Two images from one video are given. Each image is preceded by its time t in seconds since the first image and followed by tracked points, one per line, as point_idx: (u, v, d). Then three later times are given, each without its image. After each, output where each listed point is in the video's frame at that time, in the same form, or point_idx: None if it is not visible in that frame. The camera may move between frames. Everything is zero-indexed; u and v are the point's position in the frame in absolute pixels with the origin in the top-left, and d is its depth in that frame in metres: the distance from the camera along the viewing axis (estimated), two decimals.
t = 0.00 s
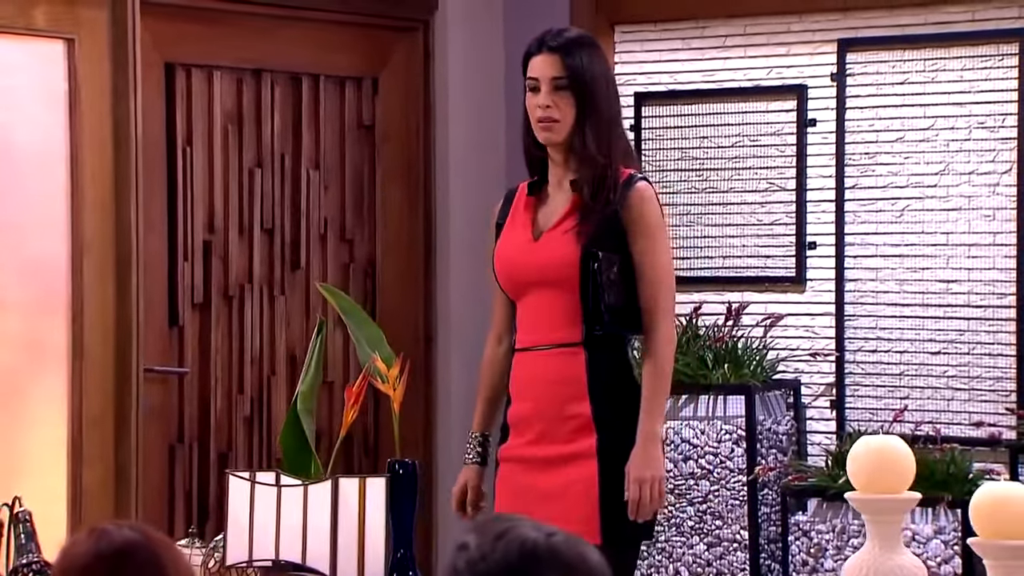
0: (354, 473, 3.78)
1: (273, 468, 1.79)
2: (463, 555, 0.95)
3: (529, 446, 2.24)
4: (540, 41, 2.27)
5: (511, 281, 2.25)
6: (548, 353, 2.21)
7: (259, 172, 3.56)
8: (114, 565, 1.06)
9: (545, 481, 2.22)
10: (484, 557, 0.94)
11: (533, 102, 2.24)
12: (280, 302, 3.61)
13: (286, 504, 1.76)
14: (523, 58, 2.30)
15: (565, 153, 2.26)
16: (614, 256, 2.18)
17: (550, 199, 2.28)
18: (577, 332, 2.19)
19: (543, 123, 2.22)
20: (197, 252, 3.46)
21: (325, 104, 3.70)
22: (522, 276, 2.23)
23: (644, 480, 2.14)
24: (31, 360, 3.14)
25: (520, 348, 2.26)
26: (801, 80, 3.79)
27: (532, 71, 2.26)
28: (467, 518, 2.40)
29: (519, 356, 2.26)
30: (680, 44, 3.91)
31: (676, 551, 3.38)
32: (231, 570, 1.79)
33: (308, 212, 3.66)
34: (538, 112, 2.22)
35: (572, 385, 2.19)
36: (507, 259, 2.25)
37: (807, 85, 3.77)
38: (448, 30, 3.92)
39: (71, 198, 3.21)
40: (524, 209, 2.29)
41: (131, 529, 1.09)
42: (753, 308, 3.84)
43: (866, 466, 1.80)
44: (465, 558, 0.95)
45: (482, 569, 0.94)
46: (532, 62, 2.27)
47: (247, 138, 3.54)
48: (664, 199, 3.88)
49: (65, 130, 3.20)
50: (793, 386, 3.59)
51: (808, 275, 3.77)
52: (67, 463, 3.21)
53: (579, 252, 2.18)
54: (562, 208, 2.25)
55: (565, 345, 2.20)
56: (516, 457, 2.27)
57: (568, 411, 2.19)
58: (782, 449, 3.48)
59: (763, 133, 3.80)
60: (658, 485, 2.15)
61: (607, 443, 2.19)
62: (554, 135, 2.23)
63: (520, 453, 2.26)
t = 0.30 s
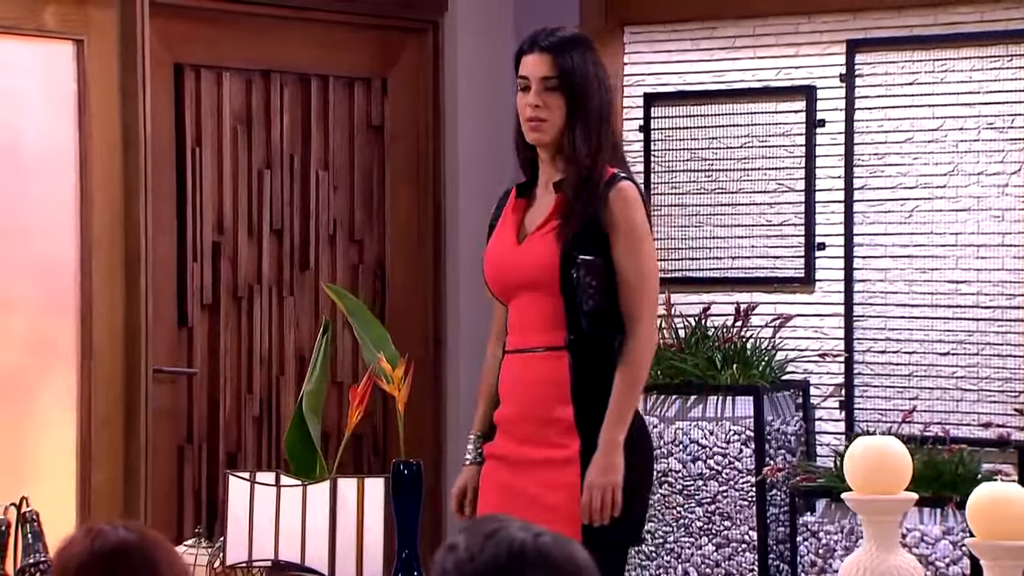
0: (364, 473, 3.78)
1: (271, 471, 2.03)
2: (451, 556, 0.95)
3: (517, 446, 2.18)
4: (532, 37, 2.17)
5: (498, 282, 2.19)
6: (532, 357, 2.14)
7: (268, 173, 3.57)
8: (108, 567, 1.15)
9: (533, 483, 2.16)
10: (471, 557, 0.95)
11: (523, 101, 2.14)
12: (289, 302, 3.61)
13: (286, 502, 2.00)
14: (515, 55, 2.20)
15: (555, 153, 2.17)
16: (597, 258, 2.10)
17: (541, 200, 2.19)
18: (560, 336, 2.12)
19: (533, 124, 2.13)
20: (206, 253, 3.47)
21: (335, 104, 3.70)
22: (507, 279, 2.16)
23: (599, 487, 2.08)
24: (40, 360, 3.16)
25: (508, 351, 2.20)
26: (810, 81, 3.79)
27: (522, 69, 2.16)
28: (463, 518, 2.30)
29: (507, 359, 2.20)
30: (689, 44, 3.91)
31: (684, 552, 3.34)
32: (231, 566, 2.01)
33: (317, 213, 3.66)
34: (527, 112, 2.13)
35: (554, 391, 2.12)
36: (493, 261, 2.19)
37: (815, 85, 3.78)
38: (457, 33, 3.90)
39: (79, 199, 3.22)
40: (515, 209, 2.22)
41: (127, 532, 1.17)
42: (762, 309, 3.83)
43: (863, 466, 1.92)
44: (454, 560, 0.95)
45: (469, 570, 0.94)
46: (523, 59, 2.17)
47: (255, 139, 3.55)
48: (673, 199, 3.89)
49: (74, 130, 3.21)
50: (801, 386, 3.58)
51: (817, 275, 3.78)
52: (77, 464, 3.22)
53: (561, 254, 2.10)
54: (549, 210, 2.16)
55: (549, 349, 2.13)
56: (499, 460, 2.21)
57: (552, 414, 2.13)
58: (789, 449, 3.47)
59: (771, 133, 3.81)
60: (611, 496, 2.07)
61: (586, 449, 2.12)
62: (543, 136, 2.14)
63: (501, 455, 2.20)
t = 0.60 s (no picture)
0: (387, 473, 3.79)
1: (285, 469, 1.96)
2: (454, 555, 1.03)
3: (497, 481, 2.18)
4: (512, 73, 2.20)
5: (480, 313, 2.18)
6: (514, 388, 2.15)
7: (291, 173, 3.58)
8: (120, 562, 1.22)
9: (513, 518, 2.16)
10: (474, 556, 1.02)
11: (507, 134, 2.17)
12: (311, 302, 3.62)
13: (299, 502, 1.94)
14: (496, 88, 2.23)
15: (539, 187, 2.19)
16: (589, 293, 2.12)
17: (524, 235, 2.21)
18: (546, 368, 2.12)
19: (519, 156, 2.15)
20: (229, 252, 3.48)
21: (357, 105, 3.70)
22: (492, 309, 2.16)
23: (604, 519, 2.11)
24: (64, 359, 3.18)
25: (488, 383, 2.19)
26: (833, 80, 3.78)
27: (504, 103, 2.19)
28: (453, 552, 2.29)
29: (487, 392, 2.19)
30: (711, 44, 3.90)
31: (706, 552, 3.34)
32: (245, 566, 1.96)
33: (340, 214, 3.67)
34: (513, 144, 2.15)
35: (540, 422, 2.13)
36: (477, 292, 2.18)
37: (838, 85, 3.76)
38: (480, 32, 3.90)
39: (103, 200, 3.24)
40: (496, 241, 2.23)
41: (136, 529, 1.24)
42: (785, 308, 3.82)
43: (872, 466, 1.75)
44: (456, 558, 1.03)
45: (472, 567, 1.02)
46: (504, 94, 2.20)
47: (279, 140, 3.56)
48: (695, 198, 3.90)
49: (98, 130, 3.23)
50: (823, 387, 3.57)
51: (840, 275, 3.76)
52: (99, 463, 3.24)
53: (553, 286, 2.11)
54: (535, 243, 2.18)
55: (534, 381, 2.13)
56: (479, 494, 2.21)
57: (536, 449, 2.13)
58: (812, 449, 3.45)
59: (794, 132, 3.80)
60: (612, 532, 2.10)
61: (571, 483, 2.14)
62: (529, 169, 2.16)
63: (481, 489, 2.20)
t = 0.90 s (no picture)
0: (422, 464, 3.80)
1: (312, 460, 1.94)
2: (473, 544, 1.10)
3: (449, 505, 2.34)
4: (476, 94, 2.36)
5: (439, 343, 2.33)
6: (470, 414, 2.30)
7: (327, 165, 3.59)
8: (143, 553, 1.24)
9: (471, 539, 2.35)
10: (490, 546, 1.09)
11: (469, 153, 2.30)
12: (347, 293, 3.63)
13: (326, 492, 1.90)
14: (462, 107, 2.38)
15: (498, 205, 2.35)
16: (543, 316, 2.29)
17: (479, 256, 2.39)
18: (500, 393, 2.29)
19: (478, 174, 2.29)
20: (266, 244, 3.49)
21: (392, 97, 3.71)
22: (449, 338, 2.31)
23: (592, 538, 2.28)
24: (103, 351, 3.20)
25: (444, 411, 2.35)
26: (869, 70, 3.76)
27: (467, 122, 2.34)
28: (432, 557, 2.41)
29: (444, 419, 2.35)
30: (747, 34, 3.89)
31: (741, 543, 3.46)
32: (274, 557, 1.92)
33: (375, 205, 3.69)
34: (474, 163, 2.30)
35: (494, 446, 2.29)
36: (433, 321, 2.33)
37: (874, 75, 3.75)
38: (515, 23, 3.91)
39: (139, 193, 3.25)
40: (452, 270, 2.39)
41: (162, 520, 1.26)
42: (820, 300, 3.81)
43: (896, 459, 1.74)
44: (474, 548, 1.10)
45: (489, 555, 1.09)
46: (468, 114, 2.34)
47: (315, 132, 3.57)
48: (731, 189, 3.90)
49: (134, 122, 3.25)
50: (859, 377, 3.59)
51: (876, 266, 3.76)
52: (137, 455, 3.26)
53: (508, 310, 2.27)
54: (489, 266, 2.35)
55: (490, 407, 2.29)
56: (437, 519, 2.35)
57: (491, 474, 2.30)
58: (848, 441, 3.48)
59: (830, 123, 3.79)
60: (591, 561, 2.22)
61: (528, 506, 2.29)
62: (487, 187, 2.31)
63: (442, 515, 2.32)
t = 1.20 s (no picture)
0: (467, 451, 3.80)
1: (350, 444, 1.84)
2: (499, 528, 1.13)
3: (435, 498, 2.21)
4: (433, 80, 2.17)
5: (414, 333, 2.20)
6: (450, 405, 2.18)
7: (372, 150, 3.60)
8: (188, 534, 1.25)
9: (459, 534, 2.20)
10: (514, 531, 1.12)
11: (428, 147, 2.15)
12: (393, 279, 3.64)
13: (362, 477, 1.80)
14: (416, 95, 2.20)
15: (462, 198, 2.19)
16: (513, 302, 2.16)
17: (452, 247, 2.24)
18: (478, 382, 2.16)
19: (439, 171, 2.14)
20: (311, 228, 3.51)
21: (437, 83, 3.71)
22: (423, 327, 2.19)
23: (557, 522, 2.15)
24: (150, 337, 3.22)
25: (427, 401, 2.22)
26: (917, 54, 3.75)
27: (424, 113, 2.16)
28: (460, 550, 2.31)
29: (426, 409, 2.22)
30: (796, 17, 3.86)
31: (788, 528, 3.48)
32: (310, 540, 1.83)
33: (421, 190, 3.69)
34: (434, 158, 2.14)
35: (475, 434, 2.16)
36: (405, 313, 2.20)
37: (922, 59, 3.74)
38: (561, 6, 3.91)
39: (185, 178, 3.28)
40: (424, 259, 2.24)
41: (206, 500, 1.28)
42: (867, 285, 3.81)
43: (933, 442, 1.97)
44: (500, 532, 1.12)
45: (515, 540, 1.11)
46: (425, 103, 2.16)
47: (360, 117, 3.58)
48: (778, 173, 3.88)
49: (180, 107, 3.27)
50: (905, 361, 3.57)
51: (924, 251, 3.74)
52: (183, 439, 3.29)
53: (477, 301, 2.14)
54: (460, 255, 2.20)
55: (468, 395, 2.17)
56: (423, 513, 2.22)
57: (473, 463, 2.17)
58: (896, 427, 3.46)
59: (878, 107, 3.78)
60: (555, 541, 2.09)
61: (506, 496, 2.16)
62: (449, 183, 2.16)
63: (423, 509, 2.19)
